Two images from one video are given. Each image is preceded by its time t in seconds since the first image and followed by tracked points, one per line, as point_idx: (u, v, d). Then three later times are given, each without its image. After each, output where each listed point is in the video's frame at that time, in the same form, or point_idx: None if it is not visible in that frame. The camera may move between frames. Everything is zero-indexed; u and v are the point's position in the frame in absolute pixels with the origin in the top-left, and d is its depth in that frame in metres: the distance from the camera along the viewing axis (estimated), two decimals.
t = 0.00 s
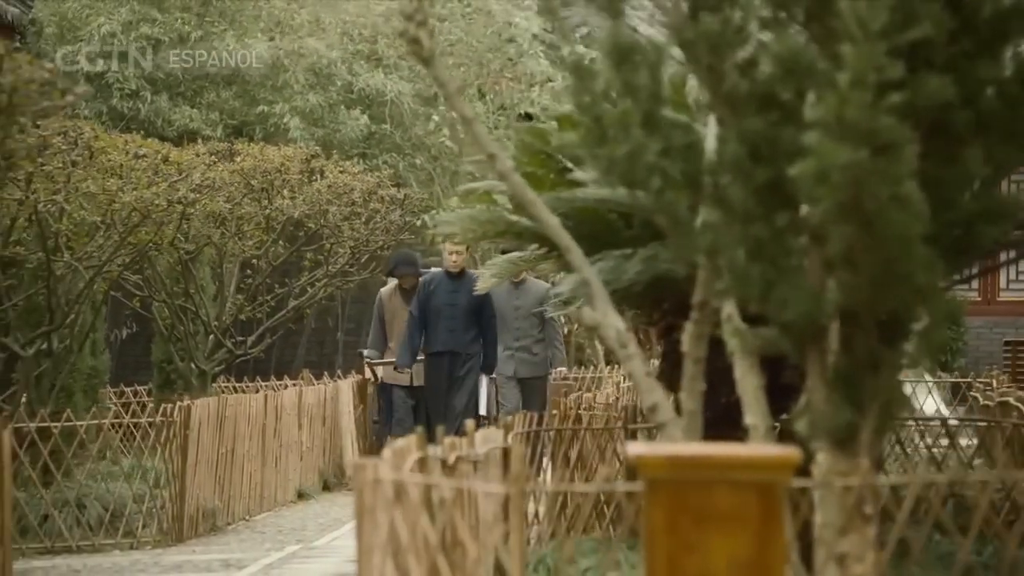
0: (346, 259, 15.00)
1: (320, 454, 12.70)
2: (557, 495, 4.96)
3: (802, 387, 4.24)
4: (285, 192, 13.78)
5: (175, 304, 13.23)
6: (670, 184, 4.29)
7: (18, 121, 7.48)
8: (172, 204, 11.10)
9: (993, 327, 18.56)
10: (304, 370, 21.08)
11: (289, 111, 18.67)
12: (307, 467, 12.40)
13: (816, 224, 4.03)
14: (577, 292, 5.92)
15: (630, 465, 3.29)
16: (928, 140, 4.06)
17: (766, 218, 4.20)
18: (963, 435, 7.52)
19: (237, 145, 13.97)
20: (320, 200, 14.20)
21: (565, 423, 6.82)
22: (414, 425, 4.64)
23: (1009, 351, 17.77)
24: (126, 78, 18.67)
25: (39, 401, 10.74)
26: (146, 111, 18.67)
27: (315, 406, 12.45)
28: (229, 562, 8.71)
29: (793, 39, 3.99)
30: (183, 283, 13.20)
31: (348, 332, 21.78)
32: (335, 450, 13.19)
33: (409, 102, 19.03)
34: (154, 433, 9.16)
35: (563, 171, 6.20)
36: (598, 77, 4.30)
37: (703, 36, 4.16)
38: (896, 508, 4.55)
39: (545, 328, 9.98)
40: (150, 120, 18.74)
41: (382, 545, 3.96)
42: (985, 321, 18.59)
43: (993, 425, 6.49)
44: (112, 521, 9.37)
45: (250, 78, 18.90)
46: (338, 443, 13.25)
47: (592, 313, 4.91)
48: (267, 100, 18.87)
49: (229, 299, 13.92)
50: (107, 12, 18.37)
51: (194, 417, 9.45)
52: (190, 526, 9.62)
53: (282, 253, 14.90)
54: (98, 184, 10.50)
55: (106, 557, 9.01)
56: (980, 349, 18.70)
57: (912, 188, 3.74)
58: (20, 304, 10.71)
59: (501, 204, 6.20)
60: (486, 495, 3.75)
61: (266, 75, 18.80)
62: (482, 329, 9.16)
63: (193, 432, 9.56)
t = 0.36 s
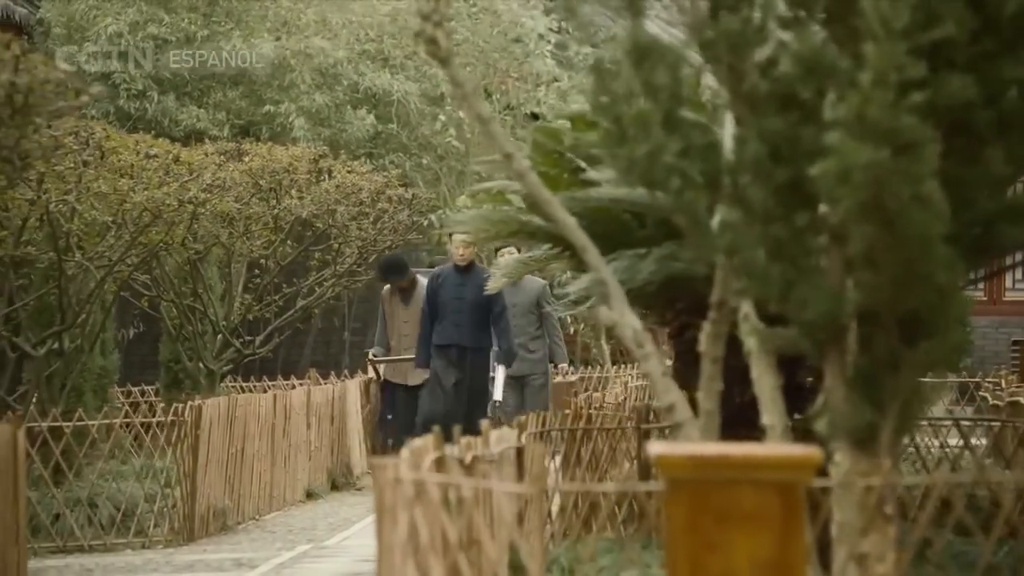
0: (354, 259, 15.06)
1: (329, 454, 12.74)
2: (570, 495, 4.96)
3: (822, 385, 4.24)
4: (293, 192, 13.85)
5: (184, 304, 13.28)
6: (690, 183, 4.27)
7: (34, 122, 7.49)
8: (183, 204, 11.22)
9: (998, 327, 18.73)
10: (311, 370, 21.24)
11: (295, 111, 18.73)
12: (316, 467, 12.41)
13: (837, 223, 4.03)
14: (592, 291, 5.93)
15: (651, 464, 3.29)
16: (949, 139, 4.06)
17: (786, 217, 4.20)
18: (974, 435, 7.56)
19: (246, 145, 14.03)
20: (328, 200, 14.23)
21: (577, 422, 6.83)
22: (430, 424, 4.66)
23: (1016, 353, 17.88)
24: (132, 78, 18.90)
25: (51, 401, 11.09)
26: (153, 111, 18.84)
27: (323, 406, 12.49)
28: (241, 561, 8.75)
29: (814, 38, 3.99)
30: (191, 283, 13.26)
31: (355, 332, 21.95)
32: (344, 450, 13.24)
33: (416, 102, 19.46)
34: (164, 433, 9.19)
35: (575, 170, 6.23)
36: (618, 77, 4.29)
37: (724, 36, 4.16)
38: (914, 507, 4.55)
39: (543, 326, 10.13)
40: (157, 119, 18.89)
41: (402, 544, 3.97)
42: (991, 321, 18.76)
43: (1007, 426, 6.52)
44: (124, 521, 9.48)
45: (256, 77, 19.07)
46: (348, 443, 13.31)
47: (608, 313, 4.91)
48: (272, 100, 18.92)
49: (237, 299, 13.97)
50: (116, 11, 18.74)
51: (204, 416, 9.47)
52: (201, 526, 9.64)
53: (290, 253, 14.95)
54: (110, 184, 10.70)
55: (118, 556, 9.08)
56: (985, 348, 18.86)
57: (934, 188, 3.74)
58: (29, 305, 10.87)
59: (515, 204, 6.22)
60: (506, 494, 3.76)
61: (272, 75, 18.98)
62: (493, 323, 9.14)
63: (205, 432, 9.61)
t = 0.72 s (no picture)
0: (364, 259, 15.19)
1: (338, 454, 12.81)
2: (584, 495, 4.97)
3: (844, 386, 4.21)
4: (302, 191, 14.01)
5: (192, 304, 13.40)
6: (713, 184, 4.25)
7: (50, 123, 7.49)
8: (194, 203, 11.50)
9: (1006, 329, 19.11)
10: (319, 370, 21.53)
11: (302, 111, 19.83)
12: (325, 466, 12.45)
13: (858, 223, 4.02)
14: (607, 290, 5.96)
15: (673, 465, 3.29)
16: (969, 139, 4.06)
17: (806, 218, 4.19)
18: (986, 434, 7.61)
19: (255, 146, 14.18)
20: (336, 200, 14.34)
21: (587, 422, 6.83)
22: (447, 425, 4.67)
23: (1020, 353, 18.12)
24: (140, 79, 19.78)
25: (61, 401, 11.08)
26: (161, 111, 19.68)
27: (332, 405, 12.55)
28: (253, 561, 8.78)
29: (836, 38, 3.99)
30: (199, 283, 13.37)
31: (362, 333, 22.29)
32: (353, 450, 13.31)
33: (422, 102, 20.61)
34: (174, 432, 9.33)
35: (589, 170, 6.26)
36: (638, 78, 4.29)
37: (744, 36, 4.17)
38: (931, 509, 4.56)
39: (548, 328, 10.29)
40: (164, 119, 19.76)
41: (424, 544, 4.00)
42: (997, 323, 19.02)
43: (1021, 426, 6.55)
44: (135, 521, 9.50)
45: (263, 78, 20.20)
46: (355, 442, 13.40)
47: (625, 314, 4.92)
48: (279, 100, 20.06)
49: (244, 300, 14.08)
50: (123, 13, 19.69)
51: (215, 416, 9.60)
52: (212, 525, 9.70)
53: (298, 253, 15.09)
54: (121, 185, 11.11)
55: (131, 555, 9.15)
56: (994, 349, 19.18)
57: (955, 189, 3.74)
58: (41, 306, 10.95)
59: (528, 204, 6.22)
60: (526, 493, 3.77)
61: (279, 75, 20.18)
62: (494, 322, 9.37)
63: (215, 431, 9.70)
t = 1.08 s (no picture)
0: (372, 258, 15.24)
1: (346, 453, 12.79)
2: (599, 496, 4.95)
3: (866, 384, 4.19)
4: (310, 190, 14.04)
5: (202, 303, 13.42)
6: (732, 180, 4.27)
7: (65, 123, 7.47)
8: (206, 203, 11.55)
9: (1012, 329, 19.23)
10: (326, 368, 21.62)
11: (309, 110, 19.63)
12: (334, 465, 12.44)
13: (881, 222, 4.03)
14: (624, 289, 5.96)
15: (696, 465, 3.29)
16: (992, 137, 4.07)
17: (829, 216, 4.17)
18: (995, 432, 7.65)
19: (263, 145, 14.19)
20: (345, 199, 14.35)
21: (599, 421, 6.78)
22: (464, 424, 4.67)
23: None
24: (149, 78, 19.72)
25: (74, 399, 11.28)
26: (168, 111, 19.60)
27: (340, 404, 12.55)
28: (265, 560, 8.80)
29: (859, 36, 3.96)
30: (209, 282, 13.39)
31: (368, 332, 22.41)
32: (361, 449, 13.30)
33: (429, 101, 20.23)
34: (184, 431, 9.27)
35: (604, 168, 6.24)
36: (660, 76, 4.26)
37: (767, 35, 4.13)
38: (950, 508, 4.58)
39: (561, 326, 10.28)
40: (171, 119, 19.67)
41: (447, 542, 4.00)
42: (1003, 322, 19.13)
43: None
44: (148, 519, 9.61)
45: (270, 77, 20.05)
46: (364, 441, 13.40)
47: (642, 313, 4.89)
48: (286, 99, 19.84)
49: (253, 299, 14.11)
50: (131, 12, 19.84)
51: (227, 414, 9.53)
52: (224, 525, 9.67)
53: (307, 252, 15.11)
54: (133, 184, 11.20)
55: (143, 553, 9.23)
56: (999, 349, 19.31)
57: (979, 187, 3.75)
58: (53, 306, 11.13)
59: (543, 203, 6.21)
60: (546, 495, 3.77)
61: (286, 75, 19.99)
62: (498, 320, 9.48)
63: (227, 430, 9.61)
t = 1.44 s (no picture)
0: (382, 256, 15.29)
1: (356, 452, 12.83)
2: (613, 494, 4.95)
3: (889, 386, 4.25)
4: (319, 190, 14.01)
5: (212, 303, 13.46)
6: (753, 178, 4.25)
7: (81, 122, 7.44)
8: (217, 202, 11.60)
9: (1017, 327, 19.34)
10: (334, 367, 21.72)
11: (316, 109, 19.76)
12: (344, 465, 12.46)
13: (905, 221, 4.03)
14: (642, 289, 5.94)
15: (719, 464, 3.28)
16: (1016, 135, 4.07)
17: (850, 216, 4.17)
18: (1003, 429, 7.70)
19: (273, 145, 14.20)
20: (355, 198, 14.34)
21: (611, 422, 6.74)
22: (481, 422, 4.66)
23: None
24: (157, 77, 19.72)
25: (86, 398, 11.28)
26: (177, 110, 19.74)
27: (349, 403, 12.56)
28: (278, 559, 8.82)
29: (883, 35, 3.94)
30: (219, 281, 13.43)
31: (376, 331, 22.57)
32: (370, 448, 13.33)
33: (437, 100, 20.09)
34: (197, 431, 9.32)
35: (619, 168, 6.23)
36: (682, 75, 4.21)
37: (789, 33, 4.11)
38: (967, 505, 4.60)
39: (571, 329, 10.34)
40: (179, 119, 19.79)
41: (470, 540, 4.01)
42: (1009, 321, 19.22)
43: None
44: (160, 518, 9.63)
45: (278, 77, 20.20)
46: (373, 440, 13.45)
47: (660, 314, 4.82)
48: (294, 98, 20.01)
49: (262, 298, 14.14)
50: (139, 11, 19.77)
51: (239, 414, 9.57)
52: (236, 523, 9.74)
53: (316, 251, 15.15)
54: (146, 183, 11.25)
55: (156, 552, 9.24)
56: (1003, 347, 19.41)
57: (1003, 186, 3.76)
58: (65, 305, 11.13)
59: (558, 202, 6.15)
60: (570, 495, 3.75)
61: (294, 75, 20.11)
62: (508, 320, 9.60)
63: (239, 430, 9.66)
